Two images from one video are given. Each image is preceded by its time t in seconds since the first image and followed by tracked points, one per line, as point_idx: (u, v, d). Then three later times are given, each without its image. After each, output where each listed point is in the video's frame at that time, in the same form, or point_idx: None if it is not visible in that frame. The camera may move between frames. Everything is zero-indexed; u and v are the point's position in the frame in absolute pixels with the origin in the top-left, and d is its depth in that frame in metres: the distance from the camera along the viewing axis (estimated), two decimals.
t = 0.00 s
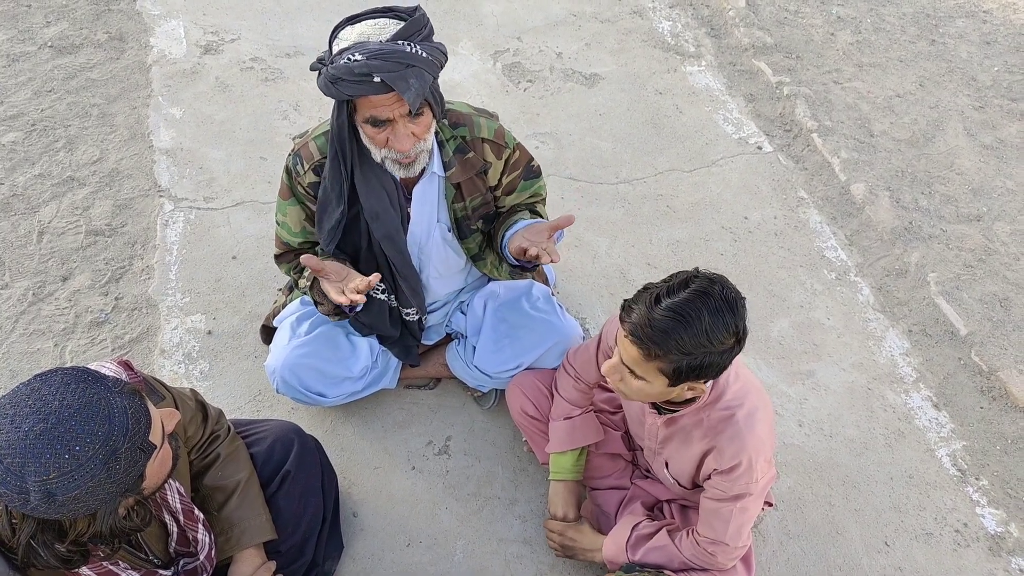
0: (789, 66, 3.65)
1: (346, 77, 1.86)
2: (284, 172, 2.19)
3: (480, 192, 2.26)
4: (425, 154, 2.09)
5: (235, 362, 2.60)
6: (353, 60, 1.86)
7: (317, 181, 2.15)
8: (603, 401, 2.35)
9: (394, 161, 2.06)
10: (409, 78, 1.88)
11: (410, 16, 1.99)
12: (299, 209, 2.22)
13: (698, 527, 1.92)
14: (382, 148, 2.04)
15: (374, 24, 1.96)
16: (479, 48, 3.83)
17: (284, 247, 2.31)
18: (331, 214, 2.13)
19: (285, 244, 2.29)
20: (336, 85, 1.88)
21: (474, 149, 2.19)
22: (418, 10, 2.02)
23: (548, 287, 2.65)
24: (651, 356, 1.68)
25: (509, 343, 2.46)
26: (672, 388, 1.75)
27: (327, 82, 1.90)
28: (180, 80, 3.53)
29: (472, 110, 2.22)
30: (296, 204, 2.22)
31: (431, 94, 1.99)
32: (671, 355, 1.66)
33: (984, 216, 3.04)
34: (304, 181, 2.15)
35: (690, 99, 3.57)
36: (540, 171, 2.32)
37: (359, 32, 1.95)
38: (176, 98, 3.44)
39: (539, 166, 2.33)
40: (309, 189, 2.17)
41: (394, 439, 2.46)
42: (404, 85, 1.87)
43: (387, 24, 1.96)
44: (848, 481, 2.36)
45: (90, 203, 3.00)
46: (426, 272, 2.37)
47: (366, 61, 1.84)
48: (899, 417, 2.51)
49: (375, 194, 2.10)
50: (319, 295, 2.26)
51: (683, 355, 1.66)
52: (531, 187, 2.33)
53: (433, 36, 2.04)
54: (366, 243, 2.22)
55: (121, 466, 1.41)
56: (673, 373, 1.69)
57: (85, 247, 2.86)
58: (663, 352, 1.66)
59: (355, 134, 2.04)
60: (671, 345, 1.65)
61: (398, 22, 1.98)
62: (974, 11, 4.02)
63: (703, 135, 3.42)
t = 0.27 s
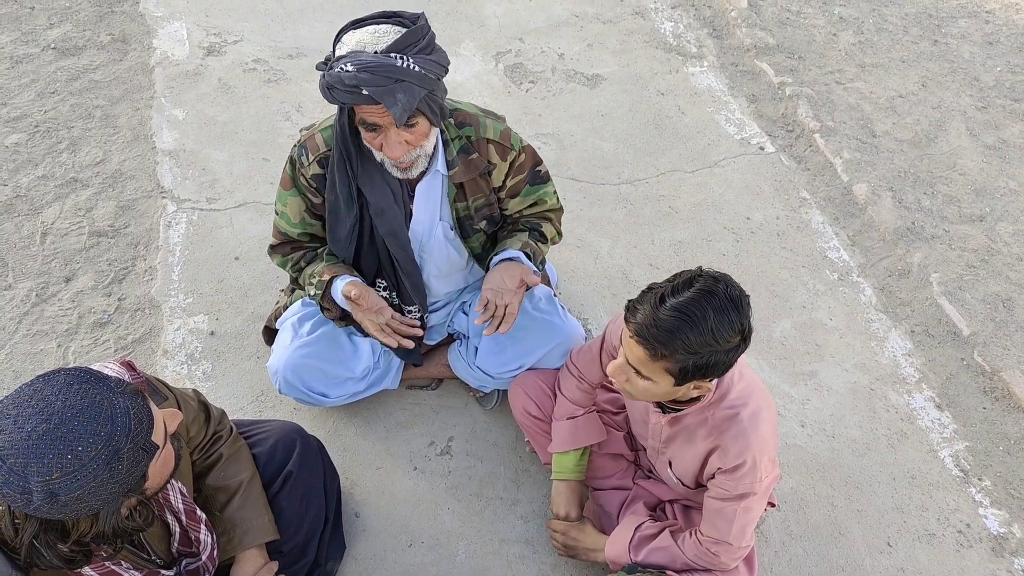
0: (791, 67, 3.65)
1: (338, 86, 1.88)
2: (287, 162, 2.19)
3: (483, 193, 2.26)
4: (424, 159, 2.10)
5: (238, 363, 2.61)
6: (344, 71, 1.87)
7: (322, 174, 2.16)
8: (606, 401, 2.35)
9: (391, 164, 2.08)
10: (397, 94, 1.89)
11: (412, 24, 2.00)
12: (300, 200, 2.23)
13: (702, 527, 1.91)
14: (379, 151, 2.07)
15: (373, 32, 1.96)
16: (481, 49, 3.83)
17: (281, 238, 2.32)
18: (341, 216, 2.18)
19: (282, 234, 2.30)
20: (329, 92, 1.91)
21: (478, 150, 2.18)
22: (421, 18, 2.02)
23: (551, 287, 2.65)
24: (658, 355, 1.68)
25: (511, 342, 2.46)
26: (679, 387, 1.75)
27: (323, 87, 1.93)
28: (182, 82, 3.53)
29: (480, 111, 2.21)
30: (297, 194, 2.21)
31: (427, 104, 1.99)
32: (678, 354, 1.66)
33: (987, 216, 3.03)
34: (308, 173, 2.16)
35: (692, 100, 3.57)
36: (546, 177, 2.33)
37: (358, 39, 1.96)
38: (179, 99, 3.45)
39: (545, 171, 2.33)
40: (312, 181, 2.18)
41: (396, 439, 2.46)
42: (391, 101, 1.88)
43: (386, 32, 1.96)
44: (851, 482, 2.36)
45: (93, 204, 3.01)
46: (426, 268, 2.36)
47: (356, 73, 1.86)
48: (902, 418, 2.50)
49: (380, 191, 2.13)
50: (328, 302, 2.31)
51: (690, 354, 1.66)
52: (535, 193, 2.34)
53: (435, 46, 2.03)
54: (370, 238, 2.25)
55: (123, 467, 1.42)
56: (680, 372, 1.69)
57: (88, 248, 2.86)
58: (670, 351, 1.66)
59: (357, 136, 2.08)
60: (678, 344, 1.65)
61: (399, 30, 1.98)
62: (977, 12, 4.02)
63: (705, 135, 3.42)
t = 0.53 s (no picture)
0: (793, 63, 3.64)
1: (352, 83, 1.87)
2: (299, 144, 2.19)
3: (482, 194, 2.23)
4: (435, 156, 2.07)
5: (239, 360, 2.61)
6: (358, 69, 1.87)
7: (332, 158, 2.16)
8: (607, 399, 2.35)
9: (400, 160, 2.07)
10: (409, 96, 1.87)
11: (430, 23, 1.97)
12: (308, 183, 2.20)
13: (702, 524, 1.92)
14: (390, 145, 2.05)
15: (391, 29, 1.93)
16: (482, 46, 3.82)
17: (282, 222, 2.26)
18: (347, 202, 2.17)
19: (285, 218, 2.25)
20: (343, 87, 1.91)
21: (481, 149, 2.16)
22: (440, 17, 1.98)
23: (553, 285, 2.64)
24: (660, 351, 1.68)
25: (511, 340, 2.46)
26: (681, 384, 1.74)
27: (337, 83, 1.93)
28: (183, 79, 3.53)
29: (490, 107, 2.18)
30: (307, 177, 2.20)
31: (439, 104, 1.97)
32: (680, 350, 1.66)
33: (989, 213, 3.03)
34: (318, 156, 2.16)
35: (694, 96, 3.57)
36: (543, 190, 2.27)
37: (374, 36, 1.93)
38: (180, 96, 3.45)
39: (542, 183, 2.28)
40: (322, 165, 2.18)
41: (397, 436, 2.46)
42: (402, 102, 1.86)
43: (403, 31, 1.93)
44: (852, 478, 2.36)
45: (94, 201, 3.01)
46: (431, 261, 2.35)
47: (369, 72, 1.84)
48: (903, 415, 2.50)
49: (390, 178, 2.12)
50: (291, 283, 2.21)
51: (693, 350, 1.66)
52: (523, 206, 2.27)
53: (452, 47, 2.00)
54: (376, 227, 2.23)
55: (125, 462, 1.42)
56: (682, 368, 1.69)
57: (89, 245, 2.86)
58: (672, 347, 1.66)
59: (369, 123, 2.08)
60: (681, 340, 1.65)
61: (417, 28, 1.96)
62: (979, 8, 4.01)
63: (706, 132, 3.41)
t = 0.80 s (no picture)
0: (789, 64, 3.65)
1: (373, 68, 1.89)
2: (307, 134, 2.21)
3: (479, 195, 2.24)
4: (451, 144, 2.09)
5: (235, 360, 2.61)
6: (379, 52, 1.89)
7: (339, 150, 2.17)
8: (602, 399, 2.35)
9: (419, 148, 2.08)
10: (432, 75, 1.90)
11: (443, 9, 1.98)
12: (313, 173, 2.21)
13: (698, 524, 1.92)
14: (409, 135, 2.06)
15: (407, 15, 1.96)
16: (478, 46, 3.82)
17: (286, 213, 2.26)
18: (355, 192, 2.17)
19: (288, 208, 2.25)
20: (363, 74, 1.92)
21: (483, 151, 2.17)
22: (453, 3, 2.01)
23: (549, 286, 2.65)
24: (654, 352, 1.68)
25: (508, 341, 2.45)
26: (675, 384, 1.74)
27: (356, 70, 1.94)
28: (179, 79, 3.53)
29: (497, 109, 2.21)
30: (312, 168, 2.21)
31: (457, 88, 2.01)
32: (672, 351, 1.66)
33: (984, 213, 3.03)
34: (326, 147, 2.17)
35: (690, 97, 3.57)
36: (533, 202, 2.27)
37: (392, 23, 1.97)
38: (176, 96, 3.44)
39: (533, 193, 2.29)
40: (329, 156, 2.19)
41: (393, 437, 2.46)
42: (427, 80, 1.90)
43: (419, 16, 1.96)
44: (847, 478, 2.36)
45: (89, 202, 3.00)
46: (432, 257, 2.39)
47: (392, 54, 1.87)
48: (898, 415, 2.51)
49: (398, 172, 2.13)
50: (299, 279, 2.23)
51: (685, 351, 1.66)
52: (508, 208, 2.26)
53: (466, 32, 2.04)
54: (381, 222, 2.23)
55: (121, 463, 1.42)
56: (675, 369, 1.69)
57: (85, 245, 2.86)
58: (665, 347, 1.66)
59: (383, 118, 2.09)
60: (674, 341, 1.65)
61: (432, 14, 1.97)
62: (974, 9, 4.02)
63: (702, 133, 3.42)
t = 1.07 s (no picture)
0: (789, 64, 3.65)
1: (404, 71, 1.89)
2: (323, 122, 2.20)
3: (486, 188, 2.26)
4: (470, 143, 2.11)
5: (235, 360, 2.60)
6: (411, 57, 1.88)
7: (357, 137, 2.17)
8: (603, 399, 2.35)
9: (441, 145, 2.09)
10: (463, 81, 1.92)
11: (472, 13, 1.99)
12: (331, 161, 2.18)
13: (700, 523, 1.92)
14: (431, 133, 2.07)
15: (436, 18, 1.95)
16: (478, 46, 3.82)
17: (301, 199, 2.22)
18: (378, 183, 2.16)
19: (305, 194, 2.21)
20: (393, 76, 1.92)
21: (494, 145, 2.19)
22: (481, 5, 2.00)
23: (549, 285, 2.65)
24: (656, 350, 1.68)
25: (507, 340, 2.46)
26: (676, 382, 1.74)
27: (384, 71, 1.93)
28: (179, 79, 3.52)
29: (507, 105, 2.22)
30: (330, 155, 2.18)
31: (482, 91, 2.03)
32: (674, 348, 1.66)
33: (984, 213, 3.04)
34: (344, 134, 2.16)
35: (689, 97, 3.57)
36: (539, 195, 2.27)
37: (420, 26, 1.95)
38: (175, 96, 3.44)
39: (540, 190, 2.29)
40: (346, 144, 2.18)
41: (393, 437, 2.46)
42: (459, 88, 1.92)
43: (449, 19, 1.95)
44: (848, 479, 2.36)
45: (89, 202, 3.00)
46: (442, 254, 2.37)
47: (426, 61, 1.87)
48: (899, 415, 2.51)
49: (416, 163, 2.14)
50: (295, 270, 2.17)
51: (687, 348, 1.66)
52: (508, 199, 2.25)
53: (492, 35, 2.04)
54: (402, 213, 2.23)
55: (122, 464, 1.41)
56: (677, 367, 1.69)
57: (84, 246, 2.86)
58: (668, 345, 1.66)
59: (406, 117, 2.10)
60: (676, 339, 1.65)
61: (460, 16, 1.97)
62: (974, 9, 4.02)
63: (702, 133, 3.42)
